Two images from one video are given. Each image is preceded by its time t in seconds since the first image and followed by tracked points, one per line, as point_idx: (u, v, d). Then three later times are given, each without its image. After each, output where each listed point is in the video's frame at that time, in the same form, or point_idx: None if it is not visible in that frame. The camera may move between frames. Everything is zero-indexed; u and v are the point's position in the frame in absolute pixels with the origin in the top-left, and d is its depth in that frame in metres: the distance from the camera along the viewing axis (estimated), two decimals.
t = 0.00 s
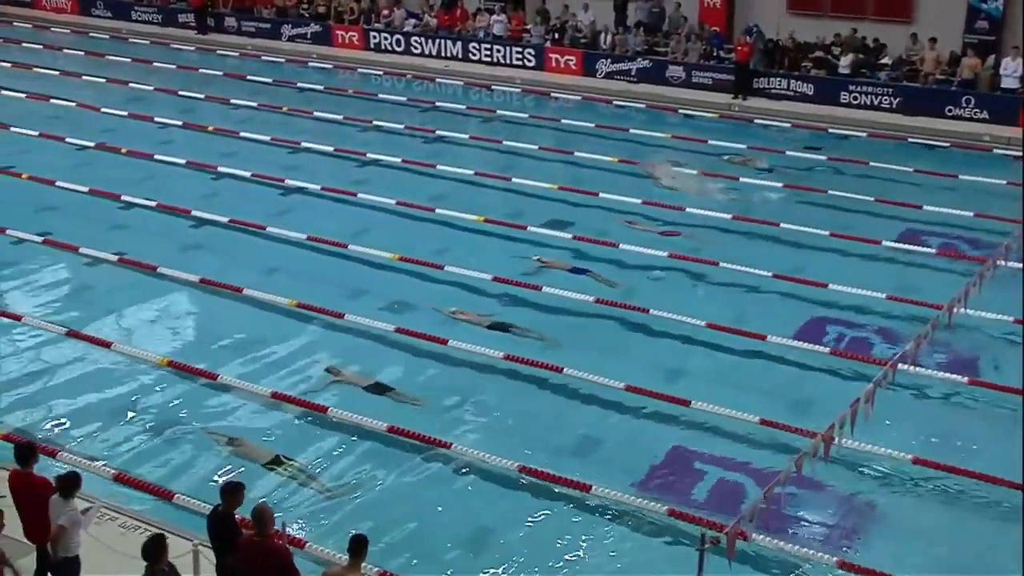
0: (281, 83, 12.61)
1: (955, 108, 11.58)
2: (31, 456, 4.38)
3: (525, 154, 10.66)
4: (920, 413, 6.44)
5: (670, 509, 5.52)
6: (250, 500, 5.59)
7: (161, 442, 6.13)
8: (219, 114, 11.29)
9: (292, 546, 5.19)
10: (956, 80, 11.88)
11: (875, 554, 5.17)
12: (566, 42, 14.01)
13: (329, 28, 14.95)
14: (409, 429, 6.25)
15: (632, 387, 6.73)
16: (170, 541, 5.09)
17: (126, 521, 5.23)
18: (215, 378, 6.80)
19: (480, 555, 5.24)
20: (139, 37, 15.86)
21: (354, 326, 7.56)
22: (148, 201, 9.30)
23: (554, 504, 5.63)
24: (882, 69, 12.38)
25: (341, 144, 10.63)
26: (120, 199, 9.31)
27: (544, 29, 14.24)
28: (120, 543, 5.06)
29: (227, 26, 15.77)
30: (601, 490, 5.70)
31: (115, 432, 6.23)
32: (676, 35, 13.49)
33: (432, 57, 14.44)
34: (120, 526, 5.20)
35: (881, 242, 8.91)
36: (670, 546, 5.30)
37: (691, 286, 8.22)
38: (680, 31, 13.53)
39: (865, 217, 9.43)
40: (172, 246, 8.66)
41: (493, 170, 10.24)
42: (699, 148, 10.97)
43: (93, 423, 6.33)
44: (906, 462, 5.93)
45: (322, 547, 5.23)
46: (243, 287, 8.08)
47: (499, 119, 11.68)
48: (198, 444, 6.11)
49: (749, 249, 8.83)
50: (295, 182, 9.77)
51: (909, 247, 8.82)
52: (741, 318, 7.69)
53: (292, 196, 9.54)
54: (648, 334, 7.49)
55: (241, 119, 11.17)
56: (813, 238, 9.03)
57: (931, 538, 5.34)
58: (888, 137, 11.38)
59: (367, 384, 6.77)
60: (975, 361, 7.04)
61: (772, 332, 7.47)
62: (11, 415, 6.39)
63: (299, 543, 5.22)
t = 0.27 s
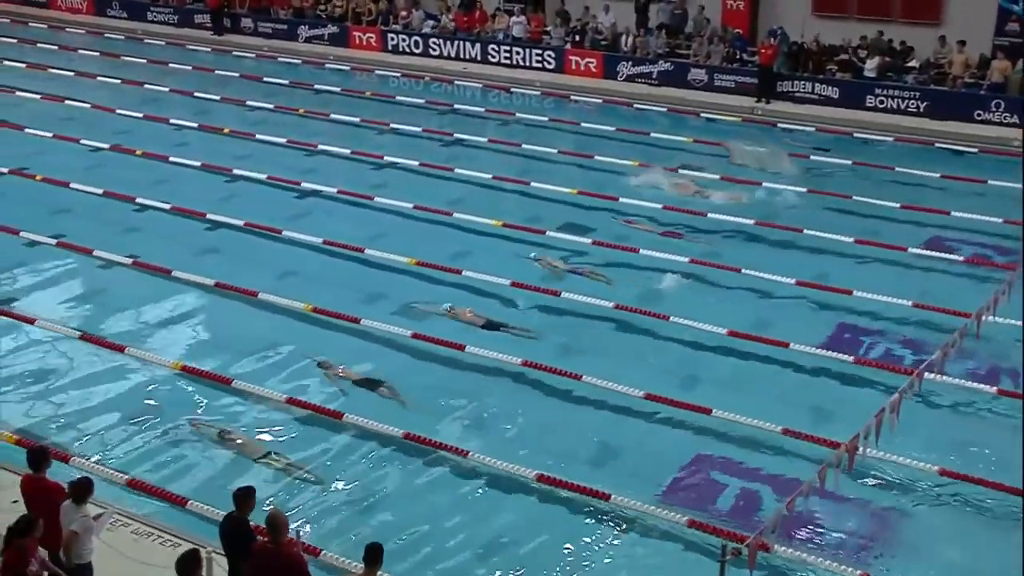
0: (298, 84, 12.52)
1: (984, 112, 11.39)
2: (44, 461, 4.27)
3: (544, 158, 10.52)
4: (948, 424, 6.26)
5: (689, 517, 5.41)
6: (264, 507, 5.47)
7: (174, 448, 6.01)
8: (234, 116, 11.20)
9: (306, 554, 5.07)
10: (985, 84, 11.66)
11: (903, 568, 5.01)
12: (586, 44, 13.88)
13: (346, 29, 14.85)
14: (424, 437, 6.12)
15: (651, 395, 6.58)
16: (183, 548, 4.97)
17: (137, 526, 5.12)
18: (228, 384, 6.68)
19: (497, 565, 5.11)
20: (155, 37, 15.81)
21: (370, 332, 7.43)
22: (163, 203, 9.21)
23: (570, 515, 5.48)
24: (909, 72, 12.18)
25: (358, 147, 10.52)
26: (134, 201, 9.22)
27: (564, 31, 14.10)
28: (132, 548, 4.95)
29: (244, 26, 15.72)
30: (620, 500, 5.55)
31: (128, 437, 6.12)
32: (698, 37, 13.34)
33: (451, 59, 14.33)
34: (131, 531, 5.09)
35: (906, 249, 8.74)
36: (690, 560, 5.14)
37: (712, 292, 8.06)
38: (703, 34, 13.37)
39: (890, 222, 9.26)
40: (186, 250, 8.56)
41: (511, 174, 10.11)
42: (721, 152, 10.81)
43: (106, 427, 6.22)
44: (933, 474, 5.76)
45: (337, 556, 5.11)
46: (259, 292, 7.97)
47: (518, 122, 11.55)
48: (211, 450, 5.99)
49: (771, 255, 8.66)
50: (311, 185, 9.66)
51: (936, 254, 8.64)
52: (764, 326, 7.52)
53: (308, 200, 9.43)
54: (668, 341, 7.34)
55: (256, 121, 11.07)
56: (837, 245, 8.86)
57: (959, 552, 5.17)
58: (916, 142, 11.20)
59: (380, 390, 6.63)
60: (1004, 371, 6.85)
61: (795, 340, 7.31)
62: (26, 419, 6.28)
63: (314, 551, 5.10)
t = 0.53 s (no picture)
0: (315, 85, 12.43)
1: (1012, 116, 11.18)
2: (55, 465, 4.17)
3: (563, 161, 10.39)
4: (975, 435, 6.08)
5: (711, 526, 5.26)
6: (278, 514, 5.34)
7: (188, 451, 5.89)
8: (251, 117, 11.11)
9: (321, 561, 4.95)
10: (1015, 86, 11.42)
11: None
12: (607, 46, 13.74)
13: (364, 30, 14.77)
14: (439, 443, 5.98)
15: (670, 402, 6.43)
16: (197, 554, 4.86)
17: (149, 531, 5.00)
18: (242, 387, 6.56)
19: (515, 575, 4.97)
20: (171, 37, 15.77)
21: (386, 336, 7.30)
22: (178, 205, 9.12)
23: (588, 524, 5.33)
24: (937, 74, 11.97)
25: (375, 149, 10.42)
26: (149, 203, 9.13)
27: (585, 33, 13.97)
28: (144, 554, 4.83)
29: (260, 26, 15.64)
30: (639, 507, 5.42)
31: (140, 441, 6.01)
32: (721, 39, 13.20)
33: (470, 60, 14.22)
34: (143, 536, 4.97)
35: (934, 255, 8.56)
36: (709, 571, 5.00)
37: (733, 297, 7.90)
38: (726, 35, 13.21)
39: (916, 228, 9.08)
40: (201, 252, 8.45)
41: (530, 177, 9.98)
42: (743, 155, 10.65)
43: (119, 430, 6.11)
44: (957, 484, 5.59)
45: (353, 562, 4.98)
46: (275, 294, 7.85)
47: (538, 124, 11.42)
48: (227, 454, 5.87)
49: (795, 260, 8.50)
50: (328, 187, 9.55)
51: (963, 260, 8.46)
52: (786, 332, 7.36)
53: (325, 202, 9.32)
54: (688, 347, 7.19)
55: (273, 122, 10.98)
56: (862, 250, 8.68)
57: (988, 565, 5.00)
58: (944, 146, 11.01)
59: (395, 396, 6.50)
60: None
61: (819, 347, 7.14)
62: (39, 423, 6.18)
63: (329, 558, 4.98)
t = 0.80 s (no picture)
0: (332, 87, 12.34)
1: None
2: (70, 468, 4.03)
3: (583, 164, 10.25)
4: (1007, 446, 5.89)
5: (729, 535, 5.12)
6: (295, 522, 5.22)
7: (202, 456, 5.77)
8: (267, 119, 11.02)
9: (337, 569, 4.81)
10: None
11: None
12: (628, 48, 13.59)
13: (382, 31, 14.67)
14: (454, 450, 5.83)
15: (692, 410, 6.26)
16: (210, 561, 4.72)
17: (165, 538, 4.87)
18: (258, 391, 6.44)
19: None
20: (186, 38, 15.73)
21: (403, 341, 7.16)
22: (193, 208, 9.02)
23: (607, 535, 5.18)
24: (965, 78, 11.77)
25: (393, 151, 10.31)
26: (163, 205, 9.04)
27: (606, 35, 13.83)
28: (160, 563, 4.69)
29: (277, 27, 15.56)
30: (659, 517, 5.27)
31: (153, 446, 5.88)
32: (743, 41, 13.03)
33: (489, 61, 14.10)
34: (159, 544, 4.83)
35: (961, 262, 8.38)
36: None
37: (756, 304, 7.74)
38: (749, 37, 13.05)
39: (944, 234, 8.89)
40: (215, 255, 8.35)
41: (549, 181, 9.85)
42: (765, 160, 10.50)
43: (128, 436, 5.97)
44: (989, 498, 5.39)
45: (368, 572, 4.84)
46: (291, 298, 7.73)
47: (557, 127, 11.29)
48: (241, 460, 5.75)
49: (819, 267, 8.34)
50: (345, 190, 9.44)
51: (992, 267, 8.27)
52: (810, 340, 7.18)
53: (341, 205, 9.20)
54: (709, 354, 7.02)
55: (290, 124, 10.88)
56: (887, 257, 8.51)
57: None
58: (973, 151, 10.82)
59: (409, 402, 6.36)
60: None
61: (843, 355, 6.96)
62: (50, 428, 6.06)
63: (345, 566, 4.84)
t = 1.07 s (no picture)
0: (347, 87, 12.29)
1: None
2: (81, 475, 4.00)
3: (600, 170, 10.12)
4: None
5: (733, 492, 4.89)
6: (293, 460, 5.00)
7: (197, 396, 5.58)
8: (281, 124, 10.90)
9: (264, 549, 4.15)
10: None
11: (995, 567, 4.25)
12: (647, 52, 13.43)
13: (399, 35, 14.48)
14: (458, 412, 5.59)
15: (713, 418, 5.67)
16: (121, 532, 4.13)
17: (151, 484, 4.68)
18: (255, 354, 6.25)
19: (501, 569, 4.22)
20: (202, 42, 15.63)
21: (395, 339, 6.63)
22: (202, 206, 8.86)
23: (615, 479, 4.93)
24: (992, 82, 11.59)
25: (408, 154, 10.28)
26: (172, 204, 8.89)
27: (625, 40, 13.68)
28: (142, 504, 4.51)
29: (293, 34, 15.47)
30: (676, 526, 4.59)
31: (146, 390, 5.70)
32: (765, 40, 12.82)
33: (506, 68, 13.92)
34: (141, 495, 4.65)
35: (988, 267, 8.20)
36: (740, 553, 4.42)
37: (778, 305, 7.50)
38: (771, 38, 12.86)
39: (971, 242, 8.66)
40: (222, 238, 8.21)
41: (566, 184, 9.76)
42: (785, 164, 10.36)
43: (63, 410, 5.41)
44: None
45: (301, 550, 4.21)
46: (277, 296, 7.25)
47: (575, 129, 11.21)
48: (240, 407, 5.55)
49: (842, 270, 8.20)
50: (360, 194, 9.35)
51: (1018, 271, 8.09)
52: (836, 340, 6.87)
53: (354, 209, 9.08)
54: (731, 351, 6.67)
55: (303, 129, 10.78)
56: (912, 262, 8.37)
57: None
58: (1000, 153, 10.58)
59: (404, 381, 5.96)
60: None
61: (870, 358, 6.68)
62: None
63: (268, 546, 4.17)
